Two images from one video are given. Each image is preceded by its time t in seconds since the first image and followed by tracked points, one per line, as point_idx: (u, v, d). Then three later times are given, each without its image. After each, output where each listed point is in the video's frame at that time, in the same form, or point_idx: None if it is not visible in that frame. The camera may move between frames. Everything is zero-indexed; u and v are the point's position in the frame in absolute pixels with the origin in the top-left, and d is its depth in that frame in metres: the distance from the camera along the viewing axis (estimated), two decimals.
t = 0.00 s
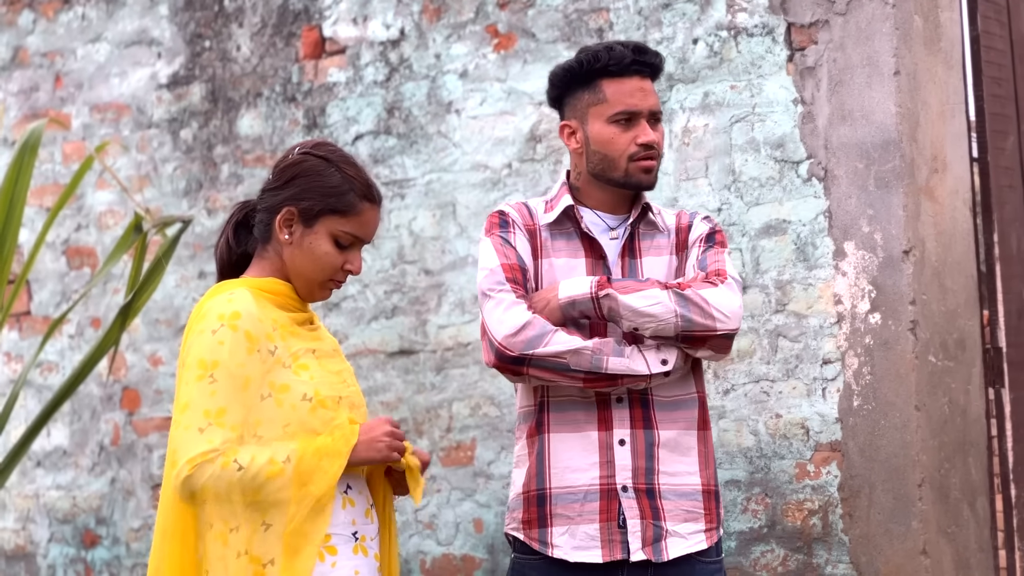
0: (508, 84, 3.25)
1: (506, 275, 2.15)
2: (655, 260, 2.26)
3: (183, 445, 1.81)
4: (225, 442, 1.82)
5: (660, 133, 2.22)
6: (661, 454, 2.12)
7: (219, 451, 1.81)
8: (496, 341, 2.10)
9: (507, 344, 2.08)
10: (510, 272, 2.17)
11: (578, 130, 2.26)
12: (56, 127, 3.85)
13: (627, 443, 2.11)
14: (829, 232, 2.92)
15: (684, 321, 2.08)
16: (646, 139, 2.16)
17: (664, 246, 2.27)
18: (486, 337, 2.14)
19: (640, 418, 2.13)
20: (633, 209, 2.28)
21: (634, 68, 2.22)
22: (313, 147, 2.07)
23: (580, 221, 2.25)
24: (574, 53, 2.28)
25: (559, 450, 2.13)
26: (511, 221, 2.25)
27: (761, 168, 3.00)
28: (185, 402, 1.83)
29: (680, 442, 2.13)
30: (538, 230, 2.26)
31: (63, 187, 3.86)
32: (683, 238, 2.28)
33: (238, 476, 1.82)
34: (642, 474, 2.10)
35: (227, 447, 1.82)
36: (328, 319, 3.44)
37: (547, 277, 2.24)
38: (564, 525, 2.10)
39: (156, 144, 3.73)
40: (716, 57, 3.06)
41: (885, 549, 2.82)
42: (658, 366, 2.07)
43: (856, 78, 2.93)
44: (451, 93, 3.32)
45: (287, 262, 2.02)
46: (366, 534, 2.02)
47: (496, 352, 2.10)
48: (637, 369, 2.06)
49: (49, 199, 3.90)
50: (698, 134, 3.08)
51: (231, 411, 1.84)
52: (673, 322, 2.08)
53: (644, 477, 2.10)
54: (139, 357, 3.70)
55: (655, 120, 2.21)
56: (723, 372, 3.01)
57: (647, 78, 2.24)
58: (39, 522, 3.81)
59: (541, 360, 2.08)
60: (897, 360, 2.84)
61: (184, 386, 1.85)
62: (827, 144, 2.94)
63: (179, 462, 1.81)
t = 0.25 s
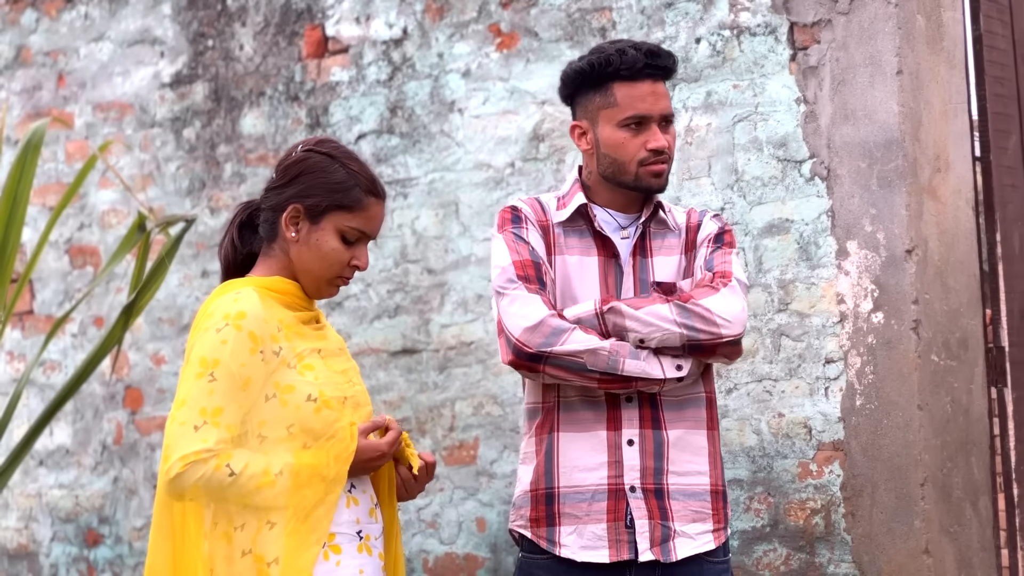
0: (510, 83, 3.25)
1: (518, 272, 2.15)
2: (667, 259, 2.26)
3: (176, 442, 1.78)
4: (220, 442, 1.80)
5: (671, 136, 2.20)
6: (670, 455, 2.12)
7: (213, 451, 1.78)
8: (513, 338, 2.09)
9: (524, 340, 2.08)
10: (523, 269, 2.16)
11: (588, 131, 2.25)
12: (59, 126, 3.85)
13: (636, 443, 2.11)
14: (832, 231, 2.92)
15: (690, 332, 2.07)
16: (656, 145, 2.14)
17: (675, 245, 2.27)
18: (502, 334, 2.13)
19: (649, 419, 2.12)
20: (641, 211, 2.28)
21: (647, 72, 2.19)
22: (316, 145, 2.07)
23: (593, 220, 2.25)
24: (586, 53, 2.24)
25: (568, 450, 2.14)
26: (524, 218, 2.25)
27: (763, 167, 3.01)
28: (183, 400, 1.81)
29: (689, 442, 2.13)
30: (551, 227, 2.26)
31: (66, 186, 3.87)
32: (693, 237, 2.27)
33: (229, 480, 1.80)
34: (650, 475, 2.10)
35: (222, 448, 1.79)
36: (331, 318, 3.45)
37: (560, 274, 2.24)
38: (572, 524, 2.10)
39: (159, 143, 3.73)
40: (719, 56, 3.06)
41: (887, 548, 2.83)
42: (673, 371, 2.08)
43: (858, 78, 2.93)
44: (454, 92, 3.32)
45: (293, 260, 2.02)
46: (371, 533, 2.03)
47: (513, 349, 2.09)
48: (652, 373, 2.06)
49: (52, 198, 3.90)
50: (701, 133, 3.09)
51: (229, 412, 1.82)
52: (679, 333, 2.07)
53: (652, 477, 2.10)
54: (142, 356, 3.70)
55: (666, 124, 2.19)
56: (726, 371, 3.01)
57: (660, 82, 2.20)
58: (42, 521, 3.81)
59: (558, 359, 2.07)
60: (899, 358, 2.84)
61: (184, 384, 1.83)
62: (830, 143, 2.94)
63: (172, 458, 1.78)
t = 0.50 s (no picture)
0: (513, 83, 3.25)
1: (523, 292, 2.14)
2: (678, 261, 2.25)
3: (184, 439, 1.80)
4: (226, 440, 1.81)
5: (682, 137, 2.20)
6: (684, 456, 2.11)
7: (220, 449, 1.80)
8: (523, 364, 2.10)
9: (534, 368, 2.09)
10: (529, 287, 2.15)
11: (600, 128, 2.24)
12: (62, 124, 3.85)
13: (651, 444, 2.09)
14: (834, 230, 2.92)
15: (701, 359, 2.07)
16: (668, 146, 2.15)
17: (686, 248, 2.26)
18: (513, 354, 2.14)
19: (663, 420, 2.11)
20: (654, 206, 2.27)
21: (661, 72, 2.18)
22: (294, 142, 2.05)
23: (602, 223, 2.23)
24: (600, 50, 2.23)
25: (583, 451, 2.12)
26: (532, 227, 2.23)
27: (766, 166, 3.00)
28: (192, 396, 1.83)
29: (701, 443, 2.13)
30: (560, 230, 2.24)
31: (68, 185, 3.87)
32: (704, 240, 2.27)
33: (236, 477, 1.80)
34: (665, 476, 2.09)
35: (228, 446, 1.80)
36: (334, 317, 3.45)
37: (570, 280, 2.21)
38: (588, 526, 2.09)
39: (162, 142, 3.73)
40: (721, 55, 3.06)
41: (889, 548, 2.82)
42: (684, 394, 2.09)
43: (861, 77, 2.92)
44: (456, 92, 3.32)
45: (308, 260, 2.02)
46: (373, 535, 2.02)
47: (523, 375, 2.10)
48: (663, 397, 2.08)
49: (55, 197, 3.91)
50: (703, 132, 3.09)
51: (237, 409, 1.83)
52: (691, 361, 2.07)
53: (667, 479, 2.09)
54: (144, 355, 3.70)
55: (678, 124, 2.19)
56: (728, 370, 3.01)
57: (673, 82, 2.20)
58: (45, 519, 3.82)
59: (569, 386, 2.08)
60: (902, 358, 2.83)
61: (193, 380, 1.84)
62: (832, 142, 2.94)
63: (179, 455, 1.81)
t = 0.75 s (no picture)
0: (515, 81, 3.24)
1: (539, 291, 2.11)
2: (687, 258, 2.25)
3: (200, 434, 1.79)
4: (243, 437, 1.80)
5: (687, 131, 2.20)
6: (699, 454, 2.10)
7: (236, 446, 1.79)
8: (542, 363, 2.07)
9: (555, 367, 2.06)
10: (544, 285, 2.13)
11: (604, 122, 2.24)
12: (64, 122, 3.85)
13: (668, 442, 2.08)
14: (837, 228, 2.92)
15: (720, 357, 2.07)
16: (674, 138, 2.14)
17: (693, 245, 2.27)
18: (529, 354, 2.11)
19: (678, 418, 2.10)
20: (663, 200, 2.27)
21: (665, 65, 2.19)
22: (258, 156, 2.01)
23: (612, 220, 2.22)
24: (604, 44, 2.23)
25: (600, 449, 2.10)
26: (544, 224, 2.20)
27: (768, 164, 3.00)
28: (209, 391, 1.81)
29: (713, 441, 2.13)
30: (570, 228, 2.22)
31: (70, 183, 3.87)
32: (710, 237, 2.29)
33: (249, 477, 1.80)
34: (682, 474, 2.08)
35: (245, 444, 1.80)
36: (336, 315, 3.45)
37: (583, 278, 2.20)
38: (606, 526, 2.07)
39: (164, 140, 3.73)
40: (723, 53, 3.06)
41: (891, 546, 2.82)
42: (699, 392, 2.08)
43: (863, 75, 2.91)
44: (458, 89, 3.32)
45: (320, 256, 2.03)
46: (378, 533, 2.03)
47: (542, 374, 2.08)
48: (679, 395, 2.07)
49: (56, 195, 3.91)
50: (705, 130, 3.09)
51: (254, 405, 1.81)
52: (710, 359, 2.06)
53: (684, 477, 2.08)
54: (146, 353, 3.70)
55: (683, 118, 2.19)
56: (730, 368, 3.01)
57: (677, 76, 2.21)
58: (47, 517, 3.82)
59: (588, 385, 2.06)
60: (904, 356, 2.83)
61: (211, 374, 1.83)
62: (835, 140, 2.93)
63: (195, 451, 1.79)
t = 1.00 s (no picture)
0: (516, 80, 3.24)
1: (553, 290, 2.10)
2: (691, 257, 2.26)
3: (211, 427, 1.79)
4: (253, 430, 1.80)
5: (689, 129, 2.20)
6: (710, 451, 2.09)
7: (246, 438, 1.79)
8: (559, 362, 2.05)
9: (572, 366, 2.04)
10: (556, 284, 2.11)
11: (607, 124, 2.23)
12: (65, 122, 3.86)
13: (682, 440, 2.07)
14: (838, 227, 2.92)
15: (733, 353, 2.08)
16: (677, 138, 2.14)
17: (697, 245, 2.28)
18: (544, 354, 2.09)
19: (690, 416, 2.10)
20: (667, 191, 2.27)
21: (666, 65, 2.18)
22: (252, 167, 2.00)
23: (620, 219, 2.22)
24: (603, 46, 2.22)
25: (613, 447, 2.08)
26: (552, 224, 2.19)
27: (769, 164, 3.00)
28: (220, 384, 1.82)
29: (723, 439, 2.12)
30: (577, 228, 2.21)
31: (71, 182, 3.87)
32: (712, 237, 2.30)
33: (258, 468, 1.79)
34: (695, 471, 2.07)
35: (254, 436, 1.79)
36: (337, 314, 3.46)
37: (593, 278, 2.19)
38: (622, 524, 2.05)
39: (165, 139, 3.73)
40: (725, 52, 3.06)
41: (892, 545, 2.82)
42: (711, 389, 2.08)
43: (865, 74, 2.92)
44: (459, 89, 3.31)
45: (325, 257, 2.03)
46: (384, 531, 2.03)
47: (559, 373, 2.06)
48: (693, 392, 2.06)
49: (57, 194, 3.91)
50: (706, 130, 3.09)
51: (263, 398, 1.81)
52: (723, 355, 2.07)
53: (697, 474, 2.07)
54: (147, 352, 3.70)
55: (684, 117, 2.19)
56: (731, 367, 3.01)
57: (677, 75, 2.20)
58: (48, 516, 3.82)
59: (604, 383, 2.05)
60: (905, 355, 2.83)
61: (220, 368, 1.83)
62: (836, 140, 2.93)
63: (205, 444, 1.79)
